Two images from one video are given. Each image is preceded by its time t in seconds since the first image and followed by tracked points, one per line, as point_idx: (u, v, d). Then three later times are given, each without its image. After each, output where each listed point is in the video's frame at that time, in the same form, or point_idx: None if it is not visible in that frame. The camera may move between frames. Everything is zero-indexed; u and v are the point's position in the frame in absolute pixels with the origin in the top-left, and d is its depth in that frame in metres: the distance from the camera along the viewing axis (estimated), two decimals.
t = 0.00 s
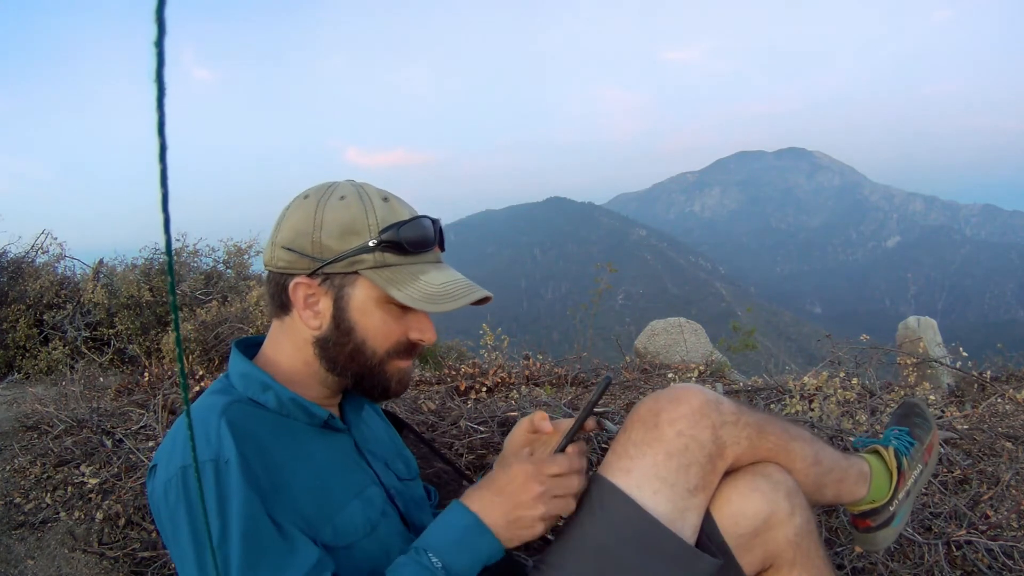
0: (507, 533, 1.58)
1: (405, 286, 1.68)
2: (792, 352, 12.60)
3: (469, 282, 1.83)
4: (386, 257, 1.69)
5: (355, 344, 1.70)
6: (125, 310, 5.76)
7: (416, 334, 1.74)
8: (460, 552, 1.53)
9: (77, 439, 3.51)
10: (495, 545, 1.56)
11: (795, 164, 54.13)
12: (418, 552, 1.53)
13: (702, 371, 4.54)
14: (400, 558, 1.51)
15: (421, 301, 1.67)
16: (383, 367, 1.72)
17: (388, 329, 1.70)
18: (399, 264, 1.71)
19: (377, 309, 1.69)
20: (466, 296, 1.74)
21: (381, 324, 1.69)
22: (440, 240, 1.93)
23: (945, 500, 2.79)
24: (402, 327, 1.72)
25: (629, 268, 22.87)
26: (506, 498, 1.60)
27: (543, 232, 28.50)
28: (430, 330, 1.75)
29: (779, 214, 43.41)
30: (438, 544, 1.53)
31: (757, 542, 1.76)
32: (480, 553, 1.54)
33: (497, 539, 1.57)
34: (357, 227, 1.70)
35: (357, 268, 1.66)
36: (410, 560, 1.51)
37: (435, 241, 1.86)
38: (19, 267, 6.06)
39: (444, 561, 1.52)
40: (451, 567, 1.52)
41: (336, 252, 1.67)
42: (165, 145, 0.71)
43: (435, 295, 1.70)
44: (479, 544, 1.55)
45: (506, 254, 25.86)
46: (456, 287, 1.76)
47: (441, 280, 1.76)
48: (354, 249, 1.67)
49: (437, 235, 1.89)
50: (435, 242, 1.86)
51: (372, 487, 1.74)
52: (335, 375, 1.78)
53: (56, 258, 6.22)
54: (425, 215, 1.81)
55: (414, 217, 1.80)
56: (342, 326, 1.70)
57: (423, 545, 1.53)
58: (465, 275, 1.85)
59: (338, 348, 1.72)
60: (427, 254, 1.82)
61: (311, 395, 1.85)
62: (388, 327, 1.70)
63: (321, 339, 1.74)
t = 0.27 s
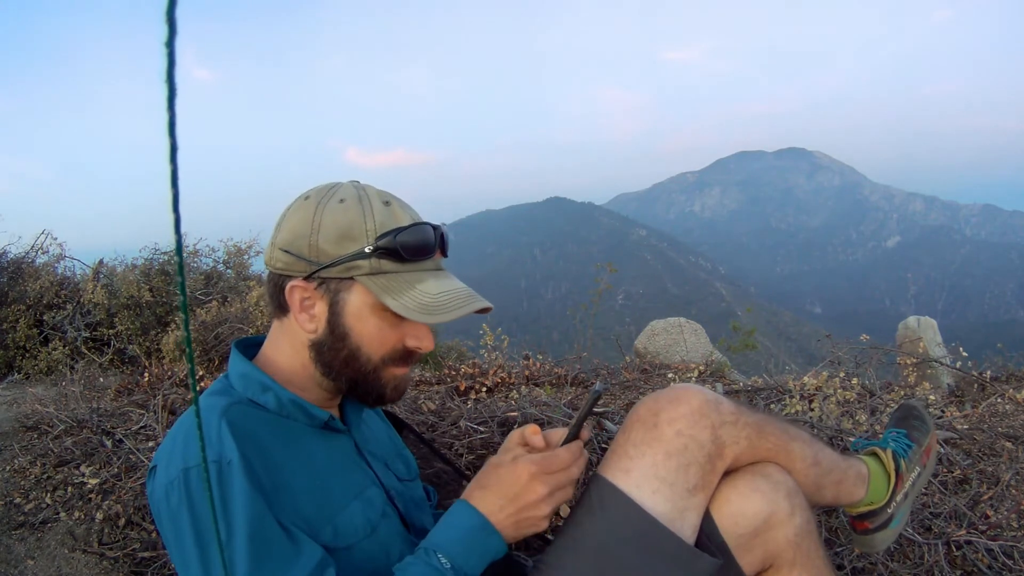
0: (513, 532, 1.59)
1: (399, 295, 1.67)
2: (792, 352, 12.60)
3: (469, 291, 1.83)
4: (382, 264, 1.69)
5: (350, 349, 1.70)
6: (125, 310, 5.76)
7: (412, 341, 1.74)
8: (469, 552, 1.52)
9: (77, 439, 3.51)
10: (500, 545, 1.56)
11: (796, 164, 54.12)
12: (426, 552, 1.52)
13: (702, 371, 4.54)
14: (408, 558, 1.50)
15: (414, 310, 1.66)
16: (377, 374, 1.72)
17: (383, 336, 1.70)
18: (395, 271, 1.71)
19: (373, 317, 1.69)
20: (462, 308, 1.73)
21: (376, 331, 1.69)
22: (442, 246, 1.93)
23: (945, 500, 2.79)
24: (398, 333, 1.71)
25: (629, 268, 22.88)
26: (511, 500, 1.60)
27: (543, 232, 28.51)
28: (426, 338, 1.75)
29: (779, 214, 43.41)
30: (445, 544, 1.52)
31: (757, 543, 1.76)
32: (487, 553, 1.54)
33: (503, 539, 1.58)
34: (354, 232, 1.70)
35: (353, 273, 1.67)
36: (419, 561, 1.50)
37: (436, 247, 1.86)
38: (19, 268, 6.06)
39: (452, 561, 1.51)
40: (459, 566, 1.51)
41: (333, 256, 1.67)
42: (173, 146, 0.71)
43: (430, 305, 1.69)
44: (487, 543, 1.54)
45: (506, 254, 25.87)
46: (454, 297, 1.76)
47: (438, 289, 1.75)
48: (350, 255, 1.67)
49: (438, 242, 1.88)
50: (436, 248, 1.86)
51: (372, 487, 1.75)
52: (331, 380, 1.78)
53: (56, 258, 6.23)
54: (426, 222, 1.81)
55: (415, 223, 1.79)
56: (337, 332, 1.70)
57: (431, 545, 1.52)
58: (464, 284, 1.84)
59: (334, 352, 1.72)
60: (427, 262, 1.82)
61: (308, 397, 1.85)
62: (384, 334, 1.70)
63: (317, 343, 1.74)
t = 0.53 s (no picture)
0: (515, 540, 1.60)
1: (400, 300, 1.68)
2: (792, 352, 12.60)
3: (469, 296, 1.82)
4: (383, 268, 1.69)
5: (349, 352, 1.70)
6: (125, 310, 5.76)
7: (412, 345, 1.74)
8: (470, 557, 1.52)
9: (77, 439, 3.51)
10: (502, 550, 1.56)
11: (795, 164, 54.12)
12: (428, 557, 1.52)
13: (702, 371, 4.54)
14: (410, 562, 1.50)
15: (414, 316, 1.66)
16: (376, 378, 1.72)
17: (383, 340, 1.70)
18: (396, 275, 1.71)
19: (372, 320, 1.69)
20: (463, 313, 1.73)
21: (376, 335, 1.69)
22: (445, 250, 1.92)
23: (945, 500, 2.80)
24: (398, 337, 1.71)
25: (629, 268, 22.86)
26: (514, 507, 1.59)
27: (543, 232, 28.51)
28: (427, 342, 1.75)
29: (779, 214, 43.41)
30: (447, 548, 1.52)
31: (757, 542, 1.76)
32: (489, 556, 1.54)
33: (506, 544, 1.58)
34: (356, 235, 1.70)
35: (354, 276, 1.67)
36: (421, 565, 1.50)
37: (439, 250, 1.85)
38: (19, 267, 6.06)
39: (453, 565, 1.51)
40: (460, 570, 1.51)
41: (333, 258, 1.67)
42: (171, 146, 0.70)
43: (430, 311, 1.69)
44: (489, 548, 1.54)
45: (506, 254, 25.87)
46: (454, 303, 1.76)
47: (438, 295, 1.75)
48: (351, 257, 1.67)
49: (441, 245, 1.87)
50: (439, 251, 1.86)
51: (372, 489, 1.74)
52: (330, 382, 1.78)
53: (56, 258, 6.23)
54: (428, 225, 1.80)
55: (417, 226, 1.78)
56: (337, 334, 1.70)
57: (433, 549, 1.52)
58: (466, 289, 1.84)
59: (333, 355, 1.72)
60: (428, 266, 1.82)
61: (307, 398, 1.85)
62: (384, 338, 1.70)
63: (317, 345, 1.74)
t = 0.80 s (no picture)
0: (514, 540, 1.59)
1: (400, 298, 1.68)
2: (792, 352, 12.60)
3: (469, 294, 1.83)
4: (383, 267, 1.69)
5: (350, 352, 1.70)
6: (125, 310, 5.76)
7: (412, 344, 1.74)
8: (470, 557, 1.52)
9: (77, 439, 3.51)
10: (502, 550, 1.56)
11: (795, 163, 54.11)
12: (427, 557, 1.52)
13: (702, 371, 4.54)
14: (409, 562, 1.50)
15: (415, 314, 1.66)
16: (377, 377, 1.72)
17: (383, 339, 1.70)
18: (396, 274, 1.71)
19: (373, 319, 1.69)
20: (463, 311, 1.73)
21: (376, 334, 1.69)
22: (444, 248, 1.92)
23: (945, 500, 2.80)
24: (398, 336, 1.71)
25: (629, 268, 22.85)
26: (513, 507, 1.59)
27: (543, 232, 28.50)
28: (427, 340, 1.75)
29: (780, 214, 43.40)
30: (446, 548, 1.52)
31: (758, 542, 1.76)
32: (488, 556, 1.54)
33: (504, 545, 1.58)
34: (355, 234, 1.70)
35: (354, 276, 1.67)
36: (420, 565, 1.50)
37: (438, 249, 1.86)
38: (19, 267, 6.06)
39: (452, 565, 1.51)
40: (460, 570, 1.51)
41: (333, 258, 1.67)
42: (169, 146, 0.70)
43: (430, 309, 1.69)
44: (489, 548, 1.54)
45: (506, 254, 25.88)
46: (454, 301, 1.76)
47: (438, 293, 1.75)
48: (351, 257, 1.67)
49: (440, 244, 1.88)
50: (438, 250, 1.86)
51: (371, 489, 1.74)
52: (330, 382, 1.78)
53: (56, 258, 6.23)
54: (427, 224, 1.80)
55: (416, 225, 1.78)
56: (337, 334, 1.70)
57: (432, 549, 1.52)
58: (465, 287, 1.84)
59: (333, 355, 1.72)
60: (427, 264, 1.82)
61: (307, 398, 1.85)
62: (384, 337, 1.70)
63: (317, 345, 1.74)
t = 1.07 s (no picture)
0: (512, 536, 1.59)
1: (402, 295, 1.68)
2: (792, 352, 12.59)
3: (469, 290, 1.83)
4: (383, 264, 1.69)
5: (351, 350, 1.70)
6: (125, 310, 5.76)
7: (413, 341, 1.74)
8: (468, 554, 1.52)
9: (77, 439, 3.51)
10: (500, 546, 1.57)
11: (795, 163, 54.11)
12: (424, 554, 1.52)
13: (702, 371, 4.54)
14: (407, 560, 1.50)
15: (416, 310, 1.66)
16: (378, 374, 1.72)
17: (384, 337, 1.70)
18: (396, 271, 1.71)
19: (374, 316, 1.69)
20: (464, 306, 1.74)
21: (378, 332, 1.69)
22: (443, 246, 1.93)
23: (945, 500, 2.80)
24: (399, 333, 1.72)
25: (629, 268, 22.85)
26: (509, 504, 1.59)
27: (543, 232, 28.51)
28: (428, 337, 1.76)
29: (780, 214, 43.39)
30: (444, 546, 1.52)
31: (759, 541, 1.76)
32: (487, 553, 1.55)
33: (503, 541, 1.58)
34: (355, 232, 1.70)
35: (355, 273, 1.67)
36: (418, 563, 1.50)
37: (438, 246, 1.86)
38: (19, 267, 6.06)
39: (450, 563, 1.51)
40: (458, 568, 1.51)
41: (333, 256, 1.67)
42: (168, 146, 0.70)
43: (432, 305, 1.69)
44: (488, 545, 1.55)
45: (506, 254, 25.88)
46: (455, 297, 1.76)
47: (439, 289, 1.75)
48: (351, 255, 1.67)
49: (439, 241, 1.88)
50: (437, 248, 1.86)
51: (371, 489, 1.74)
52: (331, 380, 1.78)
53: (56, 258, 6.23)
54: (427, 221, 1.81)
55: (416, 222, 1.79)
56: (338, 332, 1.70)
57: (430, 547, 1.52)
58: (465, 284, 1.84)
59: (334, 353, 1.72)
60: (428, 261, 1.82)
61: (308, 397, 1.85)
62: (385, 334, 1.70)
63: (318, 344, 1.74)
